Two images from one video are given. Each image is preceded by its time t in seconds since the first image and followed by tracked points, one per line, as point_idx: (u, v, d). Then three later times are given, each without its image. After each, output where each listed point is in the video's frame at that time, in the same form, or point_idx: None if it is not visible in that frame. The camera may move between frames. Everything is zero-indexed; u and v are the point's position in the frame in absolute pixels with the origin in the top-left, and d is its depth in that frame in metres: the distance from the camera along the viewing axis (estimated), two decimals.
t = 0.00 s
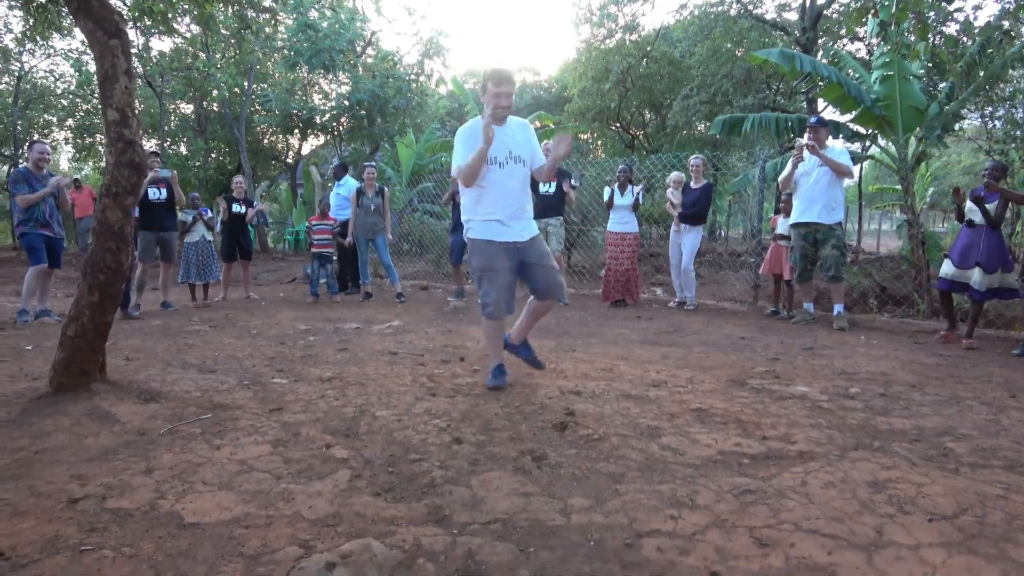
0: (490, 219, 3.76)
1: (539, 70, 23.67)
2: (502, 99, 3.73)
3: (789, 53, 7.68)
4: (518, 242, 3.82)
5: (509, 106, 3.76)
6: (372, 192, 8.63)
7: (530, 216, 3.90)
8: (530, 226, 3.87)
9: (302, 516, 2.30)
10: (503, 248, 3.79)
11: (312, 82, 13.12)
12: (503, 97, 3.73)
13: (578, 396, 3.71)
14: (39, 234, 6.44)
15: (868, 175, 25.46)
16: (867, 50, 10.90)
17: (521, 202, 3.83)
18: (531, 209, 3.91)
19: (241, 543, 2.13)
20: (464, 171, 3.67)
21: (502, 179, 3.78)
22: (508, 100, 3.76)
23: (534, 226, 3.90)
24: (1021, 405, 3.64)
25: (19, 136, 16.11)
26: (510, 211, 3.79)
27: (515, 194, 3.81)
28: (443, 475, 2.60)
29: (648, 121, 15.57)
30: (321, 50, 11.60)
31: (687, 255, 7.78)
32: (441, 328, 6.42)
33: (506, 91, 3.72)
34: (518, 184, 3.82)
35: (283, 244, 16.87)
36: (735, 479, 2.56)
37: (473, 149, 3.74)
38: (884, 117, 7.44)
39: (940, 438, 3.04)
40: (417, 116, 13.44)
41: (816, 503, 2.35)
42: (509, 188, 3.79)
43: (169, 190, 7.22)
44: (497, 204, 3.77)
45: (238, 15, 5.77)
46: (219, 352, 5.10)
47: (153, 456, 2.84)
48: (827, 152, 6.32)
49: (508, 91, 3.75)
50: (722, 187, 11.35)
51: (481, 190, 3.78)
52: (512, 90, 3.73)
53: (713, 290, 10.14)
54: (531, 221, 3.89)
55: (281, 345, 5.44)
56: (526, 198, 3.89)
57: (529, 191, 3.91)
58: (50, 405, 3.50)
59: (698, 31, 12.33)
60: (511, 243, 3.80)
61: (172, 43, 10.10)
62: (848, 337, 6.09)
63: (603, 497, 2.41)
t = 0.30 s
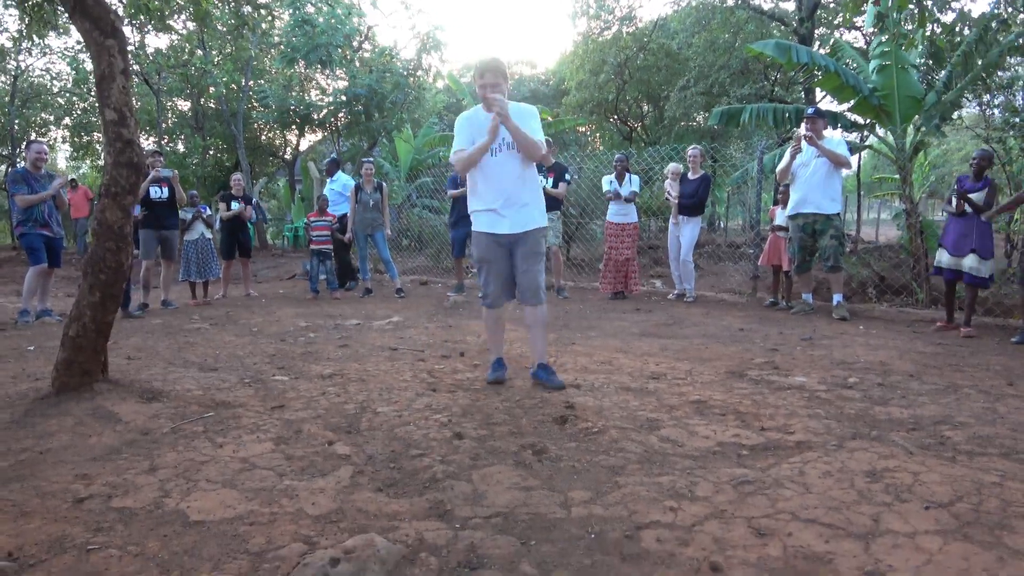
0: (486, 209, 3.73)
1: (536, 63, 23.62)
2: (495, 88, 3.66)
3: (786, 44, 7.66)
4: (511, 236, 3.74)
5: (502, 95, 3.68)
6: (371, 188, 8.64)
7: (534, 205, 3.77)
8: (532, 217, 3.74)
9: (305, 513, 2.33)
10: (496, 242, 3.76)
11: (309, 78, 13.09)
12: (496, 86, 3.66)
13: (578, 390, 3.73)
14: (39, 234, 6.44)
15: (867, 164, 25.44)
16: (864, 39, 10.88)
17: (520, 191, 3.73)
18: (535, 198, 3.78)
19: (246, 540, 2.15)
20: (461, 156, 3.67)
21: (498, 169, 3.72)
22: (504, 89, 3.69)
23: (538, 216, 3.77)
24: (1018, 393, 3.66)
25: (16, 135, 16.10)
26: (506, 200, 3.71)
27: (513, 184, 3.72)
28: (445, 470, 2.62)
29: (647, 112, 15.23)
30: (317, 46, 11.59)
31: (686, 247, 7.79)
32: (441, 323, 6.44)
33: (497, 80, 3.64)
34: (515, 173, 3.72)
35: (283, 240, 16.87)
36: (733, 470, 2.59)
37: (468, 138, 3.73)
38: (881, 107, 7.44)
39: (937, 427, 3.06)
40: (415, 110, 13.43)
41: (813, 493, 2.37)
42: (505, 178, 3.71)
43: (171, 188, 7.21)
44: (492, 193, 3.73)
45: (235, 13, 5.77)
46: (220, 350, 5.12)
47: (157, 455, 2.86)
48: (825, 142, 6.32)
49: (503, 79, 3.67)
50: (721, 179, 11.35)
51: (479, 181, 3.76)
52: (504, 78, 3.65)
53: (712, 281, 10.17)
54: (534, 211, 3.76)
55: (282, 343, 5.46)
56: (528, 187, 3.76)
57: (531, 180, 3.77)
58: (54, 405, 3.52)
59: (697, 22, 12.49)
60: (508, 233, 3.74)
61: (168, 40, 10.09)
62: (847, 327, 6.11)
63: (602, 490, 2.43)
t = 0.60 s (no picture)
0: (488, 210, 3.78)
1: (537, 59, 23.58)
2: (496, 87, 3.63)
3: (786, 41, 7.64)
4: (505, 233, 3.74)
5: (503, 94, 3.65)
6: (371, 184, 8.64)
7: (537, 206, 3.72)
8: (530, 217, 3.70)
9: (304, 509, 2.33)
10: (491, 239, 3.79)
11: (309, 73, 13.07)
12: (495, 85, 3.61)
13: (577, 387, 3.75)
14: (38, 229, 6.44)
15: (868, 162, 25.42)
16: (866, 35, 10.84)
17: (519, 191, 3.70)
18: (537, 197, 3.72)
19: (245, 536, 2.16)
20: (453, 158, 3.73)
21: (500, 171, 3.73)
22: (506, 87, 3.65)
23: (538, 215, 3.71)
24: (1016, 392, 3.67)
25: (16, 129, 16.07)
26: (504, 202, 3.72)
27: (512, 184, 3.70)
28: (443, 467, 2.63)
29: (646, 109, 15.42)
30: (317, 41, 11.56)
31: (686, 244, 7.79)
32: (440, 319, 6.44)
33: (495, 78, 3.59)
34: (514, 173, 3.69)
35: (283, 235, 16.86)
36: (731, 469, 2.60)
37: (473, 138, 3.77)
38: (881, 105, 7.42)
39: (935, 426, 3.07)
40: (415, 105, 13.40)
41: (810, 492, 2.38)
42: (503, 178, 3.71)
43: (170, 183, 7.22)
44: (493, 194, 3.76)
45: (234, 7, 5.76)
46: (220, 345, 5.13)
47: (156, 450, 2.87)
48: (825, 139, 6.31)
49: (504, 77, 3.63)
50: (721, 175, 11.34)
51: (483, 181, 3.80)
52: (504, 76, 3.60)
53: (712, 278, 10.18)
54: (535, 212, 3.71)
55: (282, 338, 5.47)
56: (530, 187, 3.71)
57: (533, 180, 3.71)
58: (54, 400, 3.53)
59: (696, 18, 12.32)
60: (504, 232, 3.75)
61: (167, 34, 10.06)
62: (846, 324, 6.12)
63: (600, 487, 2.44)
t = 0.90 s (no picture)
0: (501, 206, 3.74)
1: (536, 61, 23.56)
2: (507, 80, 3.62)
3: (785, 41, 7.66)
4: (509, 233, 3.66)
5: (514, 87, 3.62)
6: (371, 186, 8.64)
7: (545, 204, 3.57)
8: (536, 216, 3.57)
9: (304, 511, 2.33)
10: (501, 237, 3.73)
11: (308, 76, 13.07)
12: (506, 77, 3.60)
13: (576, 388, 3.75)
14: (38, 232, 6.44)
15: (867, 163, 25.40)
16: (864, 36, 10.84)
17: (523, 189, 3.60)
18: (541, 197, 3.57)
19: (244, 538, 2.16)
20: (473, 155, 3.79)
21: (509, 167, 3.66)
22: (519, 81, 3.61)
23: (541, 217, 3.57)
24: (1016, 392, 3.67)
25: (15, 132, 16.08)
26: (510, 200, 3.65)
27: (518, 181, 3.60)
28: (443, 469, 2.63)
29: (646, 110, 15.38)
30: (316, 43, 11.56)
31: (686, 245, 7.79)
32: (440, 322, 6.44)
33: (505, 70, 3.58)
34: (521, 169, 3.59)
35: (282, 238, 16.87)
36: (730, 469, 2.59)
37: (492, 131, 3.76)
38: (880, 105, 7.44)
39: (934, 426, 3.07)
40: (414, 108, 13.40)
41: (810, 492, 2.38)
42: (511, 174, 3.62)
43: (167, 186, 7.23)
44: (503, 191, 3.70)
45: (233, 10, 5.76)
46: (219, 348, 5.12)
47: (156, 453, 2.87)
48: (824, 140, 6.31)
49: (516, 71, 3.60)
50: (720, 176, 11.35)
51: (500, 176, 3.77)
52: (514, 69, 3.56)
53: (712, 279, 10.18)
54: (541, 211, 3.57)
55: (281, 340, 5.47)
56: (536, 184, 3.57)
57: (541, 177, 3.57)
58: (54, 403, 3.53)
59: (696, 20, 12.35)
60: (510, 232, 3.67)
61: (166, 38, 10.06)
62: (846, 325, 6.12)
63: (599, 489, 2.44)
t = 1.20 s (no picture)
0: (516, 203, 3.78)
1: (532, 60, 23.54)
2: (508, 79, 3.60)
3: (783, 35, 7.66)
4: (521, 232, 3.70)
5: (514, 86, 3.59)
6: (369, 185, 8.63)
7: (546, 202, 3.56)
8: (538, 215, 3.56)
9: (304, 510, 2.34)
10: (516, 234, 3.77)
11: (306, 76, 13.06)
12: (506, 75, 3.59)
13: (575, 385, 3.76)
14: (36, 235, 6.44)
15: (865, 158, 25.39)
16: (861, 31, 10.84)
17: (526, 187, 3.60)
18: (540, 196, 3.56)
19: (245, 537, 2.17)
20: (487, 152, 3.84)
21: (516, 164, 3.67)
22: (518, 79, 3.58)
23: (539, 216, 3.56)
24: (1014, 385, 3.68)
25: (13, 136, 16.06)
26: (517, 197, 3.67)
27: (520, 179, 3.61)
28: (443, 467, 2.64)
29: (643, 108, 15.44)
30: (313, 44, 11.54)
31: (685, 242, 7.80)
32: (439, 321, 6.45)
33: (504, 68, 3.57)
34: (522, 168, 3.60)
35: (281, 239, 16.88)
36: (730, 465, 2.60)
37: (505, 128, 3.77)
38: (878, 99, 7.45)
39: (933, 420, 3.07)
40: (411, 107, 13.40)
41: (809, 487, 2.38)
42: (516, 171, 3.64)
43: (162, 188, 7.24)
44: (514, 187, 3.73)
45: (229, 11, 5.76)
46: (219, 349, 5.13)
47: (156, 454, 2.87)
48: (823, 135, 6.31)
49: (514, 69, 3.56)
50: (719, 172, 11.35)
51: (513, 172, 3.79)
52: (510, 68, 3.53)
53: (711, 276, 10.19)
54: (542, 209, 3.55)
55: (281, 341, 5.48)
56: (537, 183, 3.56)
57: (540, 175, 3.56)
58: (54, 405, 3.53)
59: (692, 16, 12.57)
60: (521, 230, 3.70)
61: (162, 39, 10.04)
62: (845, 320, 6.13)
63: (599, 485, 2.44)
